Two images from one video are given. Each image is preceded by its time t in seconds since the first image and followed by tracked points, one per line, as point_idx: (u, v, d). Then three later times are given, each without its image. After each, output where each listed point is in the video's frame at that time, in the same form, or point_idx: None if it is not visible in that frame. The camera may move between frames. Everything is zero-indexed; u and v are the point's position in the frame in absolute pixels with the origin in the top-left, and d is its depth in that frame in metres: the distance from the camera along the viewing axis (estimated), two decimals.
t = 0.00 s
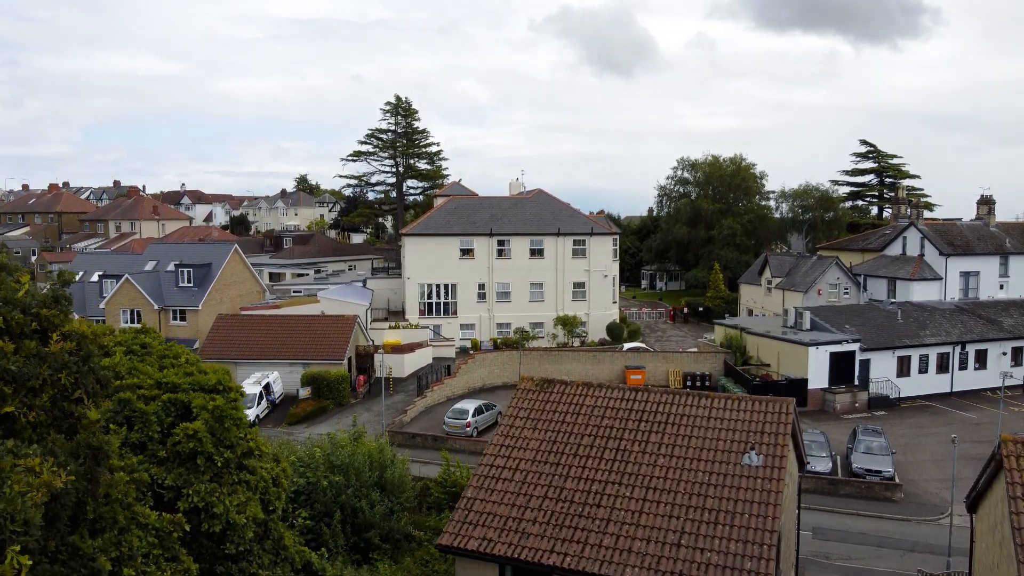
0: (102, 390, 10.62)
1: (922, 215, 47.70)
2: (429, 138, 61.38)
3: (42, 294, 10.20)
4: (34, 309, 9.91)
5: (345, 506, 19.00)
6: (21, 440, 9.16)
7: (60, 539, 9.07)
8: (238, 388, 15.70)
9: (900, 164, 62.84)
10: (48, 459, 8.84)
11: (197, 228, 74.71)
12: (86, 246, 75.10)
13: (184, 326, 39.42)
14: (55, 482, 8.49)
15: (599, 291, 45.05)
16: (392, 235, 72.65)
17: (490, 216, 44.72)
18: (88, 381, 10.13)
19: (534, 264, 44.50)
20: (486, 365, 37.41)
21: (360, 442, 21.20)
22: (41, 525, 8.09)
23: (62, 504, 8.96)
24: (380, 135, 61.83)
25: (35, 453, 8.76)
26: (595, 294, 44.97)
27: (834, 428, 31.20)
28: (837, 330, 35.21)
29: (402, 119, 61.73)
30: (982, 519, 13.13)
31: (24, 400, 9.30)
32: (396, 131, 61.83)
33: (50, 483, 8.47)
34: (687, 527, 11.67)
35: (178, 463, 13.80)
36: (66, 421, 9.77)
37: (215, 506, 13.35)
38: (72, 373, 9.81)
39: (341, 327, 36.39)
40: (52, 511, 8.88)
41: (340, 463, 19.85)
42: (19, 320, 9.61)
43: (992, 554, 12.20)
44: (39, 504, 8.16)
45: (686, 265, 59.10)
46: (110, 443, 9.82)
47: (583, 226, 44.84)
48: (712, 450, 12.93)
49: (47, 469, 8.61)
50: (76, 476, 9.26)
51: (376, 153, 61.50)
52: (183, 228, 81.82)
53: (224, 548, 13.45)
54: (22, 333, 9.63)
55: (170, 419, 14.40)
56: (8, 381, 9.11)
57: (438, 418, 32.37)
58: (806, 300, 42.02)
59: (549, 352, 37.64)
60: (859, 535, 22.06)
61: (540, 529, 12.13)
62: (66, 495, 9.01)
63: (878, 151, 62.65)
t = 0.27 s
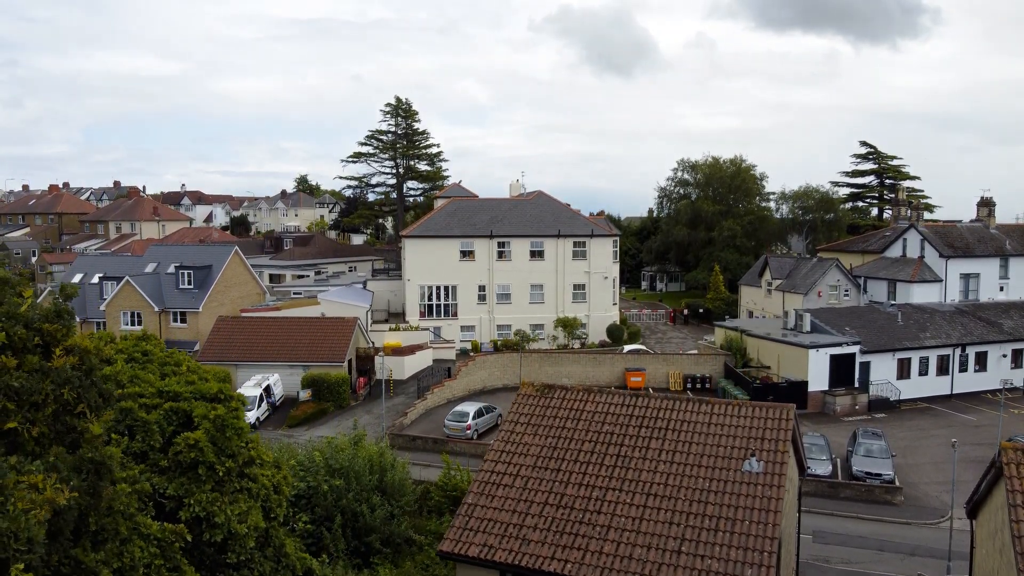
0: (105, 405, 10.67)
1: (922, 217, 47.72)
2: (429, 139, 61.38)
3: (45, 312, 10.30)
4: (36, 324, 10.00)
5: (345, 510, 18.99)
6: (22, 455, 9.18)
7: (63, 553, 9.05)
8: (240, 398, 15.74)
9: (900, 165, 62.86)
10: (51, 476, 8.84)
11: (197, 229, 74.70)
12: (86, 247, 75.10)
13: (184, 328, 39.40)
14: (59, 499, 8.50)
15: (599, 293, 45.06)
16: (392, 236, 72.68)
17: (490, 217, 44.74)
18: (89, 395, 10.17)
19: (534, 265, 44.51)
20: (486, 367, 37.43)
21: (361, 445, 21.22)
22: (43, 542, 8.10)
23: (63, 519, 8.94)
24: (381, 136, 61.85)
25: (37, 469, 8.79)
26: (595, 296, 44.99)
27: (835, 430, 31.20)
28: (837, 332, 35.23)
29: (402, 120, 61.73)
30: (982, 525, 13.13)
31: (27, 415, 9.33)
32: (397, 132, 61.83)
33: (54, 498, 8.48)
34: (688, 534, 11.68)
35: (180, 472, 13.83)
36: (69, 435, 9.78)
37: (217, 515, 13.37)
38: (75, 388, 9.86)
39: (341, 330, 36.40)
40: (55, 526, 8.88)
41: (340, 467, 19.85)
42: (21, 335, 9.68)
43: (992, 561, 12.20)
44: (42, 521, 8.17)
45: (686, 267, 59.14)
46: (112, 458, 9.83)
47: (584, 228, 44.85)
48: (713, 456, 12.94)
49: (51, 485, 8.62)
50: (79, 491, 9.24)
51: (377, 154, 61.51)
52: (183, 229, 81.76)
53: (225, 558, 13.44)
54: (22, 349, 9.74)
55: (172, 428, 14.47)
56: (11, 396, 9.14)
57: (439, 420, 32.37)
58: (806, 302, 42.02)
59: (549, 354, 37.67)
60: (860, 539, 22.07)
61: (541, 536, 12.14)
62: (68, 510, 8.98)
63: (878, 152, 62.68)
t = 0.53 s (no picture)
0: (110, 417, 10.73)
1: (922, 218, 47.74)
2: (429, 141, 61.39)
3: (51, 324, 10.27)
4: (41, 338, 10.04)
5: (346, 515, 18.98)
6: (25, 472, 9.29)
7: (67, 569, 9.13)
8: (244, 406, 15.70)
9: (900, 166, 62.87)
10: (55, 494, 8.89)
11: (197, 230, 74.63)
12: (86, 249, 75.09)
13: (185, 331, 39.39)
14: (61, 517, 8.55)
15: (599, 295, 45.08)
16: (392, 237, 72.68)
17: (490, 220, 44.76)
18: (94, 408, 10.22)
19: (534, 267, 44.53)
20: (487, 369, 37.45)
21: (361, 449, 21.24)
22: (46, 561, 8.15)
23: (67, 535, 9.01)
24: (381, 138, 61.85)
25: (40, 486, 8.85)
26: (595, 298, 45.00)
27: (835, 433, 31.20)
28: (837, 334, 35.24)
29: (403, 122, 61.72)
30: (982, 532, 13.14)
31: (30, 431, 9.40)
32: (397, 134, 61.82)
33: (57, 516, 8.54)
34: (688, 542, 11.68)
35: (182, 482, 13.91)
36: (72, 451, 9.89)
37: (219, 526, 13.35)
38: (79, 404, 9.92)
39: (342, 332, 36.41)
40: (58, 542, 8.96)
41: (340, 471, 19.84)
42: (25, 351, 9.74)
43: (992, 569, 12.21)
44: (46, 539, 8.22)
45: (686, 268, 59.15)
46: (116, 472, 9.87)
47: (584, 230, 44.87)
48: (713, 463, 12.96)
49: (55, 503, 8.67)
50: (82, 508, 9.29)
51: (377, 155, 61.51)
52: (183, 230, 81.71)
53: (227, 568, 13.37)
54: (25, 363, 9.76)
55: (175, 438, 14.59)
56: (15, 413, 9.21)
57: (439, 423, 32.37)
58: (806, 304, 42.03)
59: (549, 356, 37.70)
60: (860, 543, 22.08)
61: (541, 543, 12.15)
62: (72, 526, 9.05)
63: (878, 153, 62.70)
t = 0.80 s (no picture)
0: (109, 432, 10.78)
1: (922, 220, 47.76)
2: (429, 142, 61.39)
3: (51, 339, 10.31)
4: (43, 353, 10.07)
5: (346, 518, 18.96)
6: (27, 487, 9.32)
7: None
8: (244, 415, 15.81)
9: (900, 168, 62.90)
10: (56, 510, 8.92)
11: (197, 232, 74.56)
12: (87, 250, 75.01)
13: (185, 333, 39.38)
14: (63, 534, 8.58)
15: (599, 297, 45.08)
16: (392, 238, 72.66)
17: (490, 221, 44.78)
18: (93, 422, 10.28)
19: (535, 269, 44.55)
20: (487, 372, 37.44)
21: (362, 453, 21.24)
22: None
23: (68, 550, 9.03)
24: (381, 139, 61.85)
25: (42, 502, 8.88)
26: (595, 300, 45.02)
27: (835, 435, 31.19)
28: (837, 337, 35.25)
29: (403, 123, 61.72)
30: (982, 538, 13.13)
31: (32, 446, 9.44)
32: (397, 135, 61.82)
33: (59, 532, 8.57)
34: (688, 548, 11.69)
35: (182, 492, 13.87)
36: (73, 464, 9.95)
37: (220, 535, 13.31)
38: (81, 418, 9.99)
39: (342, 334, 36.45)
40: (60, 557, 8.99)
41: (341, 475, 19.84)
42: (27, 365, 9.75)
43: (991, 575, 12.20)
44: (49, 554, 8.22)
45: (687, 269, 59.14)
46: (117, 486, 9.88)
47: (584, 232, 44.89)
48: (713, 469, 12.97)
49: (57, 520, 8.72)
50: (83, 522, 9.31)
51: (377, 157, 61.52)
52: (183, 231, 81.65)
53: None
54: (27, 377, 9.77)
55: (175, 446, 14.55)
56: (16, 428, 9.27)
57: (439, 425, 32.37)
58: (806, 306, 42.03)
59: (550, 359, 37.71)
60: (860, 546, 22.09)
61: (542, 549, 12.15)
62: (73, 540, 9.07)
63: (879, 155, 62.72)
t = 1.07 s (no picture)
0: (109, 448, 10.84)
1: (922, 222, 47.80)
2: (429, 143, 61.43)
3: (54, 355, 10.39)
4: (45, 368, 10.12)
5: (347, 522, 18.96)
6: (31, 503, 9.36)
7: None
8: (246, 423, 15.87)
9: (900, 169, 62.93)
10: (60, 526, 8.96)
11: (197, 233, 74.54)
12: (87, 251, 75.06)
13: (185, 335, 39.40)
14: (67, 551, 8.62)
15: (599, 299, 45.11)
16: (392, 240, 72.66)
17: (491, 223, 44.81)
18: (94, 439, 10.35)
19: (535, 271, 44.57)
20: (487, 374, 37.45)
21: (362, 457, 21.27)
22: None
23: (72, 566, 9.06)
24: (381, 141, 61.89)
25: (46, 517, 8.92)
26: (595, 301, 45.05)
27: (835, 438, 31.21)
28: (837, 339, 35.26)
29: (403, 124, 61.75)
30: (982, 545, 13.14)
31: (35, 461, 9.49)
32: (397, 136, 61.85)
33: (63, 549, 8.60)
34: (688, 555, 11.70)
35: (183, 501, 13.88)
36: (76, 478, 10.02)
37: (221, 544, 13.37)
38: (83, 433, 10.09)
39: (342, 337, 36.46)
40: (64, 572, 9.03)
41: (342, 478, 19.85)
42: (30, 381, 9.80)
43: None
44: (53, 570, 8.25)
45: (687, 271, 59.17)
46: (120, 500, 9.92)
47: (584, 234, 44.91)
48: (713, 476, 12.99)
49: (60, 536, 8.74)
50: (87, 537, 9.34)
51: (378, 158, 61.56)
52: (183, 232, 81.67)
53: None
54: (31, 393, 9.82)
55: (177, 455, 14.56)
56: (21, 443, 9.32)
57: (440, 428, 32.39)
58: (806, 308, 42.04)
59: (550, 361, 37.73)
60: (860, 550, 22.10)
61: (542, 556, 12.16)
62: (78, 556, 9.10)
63: (879, 156, 62.76)
